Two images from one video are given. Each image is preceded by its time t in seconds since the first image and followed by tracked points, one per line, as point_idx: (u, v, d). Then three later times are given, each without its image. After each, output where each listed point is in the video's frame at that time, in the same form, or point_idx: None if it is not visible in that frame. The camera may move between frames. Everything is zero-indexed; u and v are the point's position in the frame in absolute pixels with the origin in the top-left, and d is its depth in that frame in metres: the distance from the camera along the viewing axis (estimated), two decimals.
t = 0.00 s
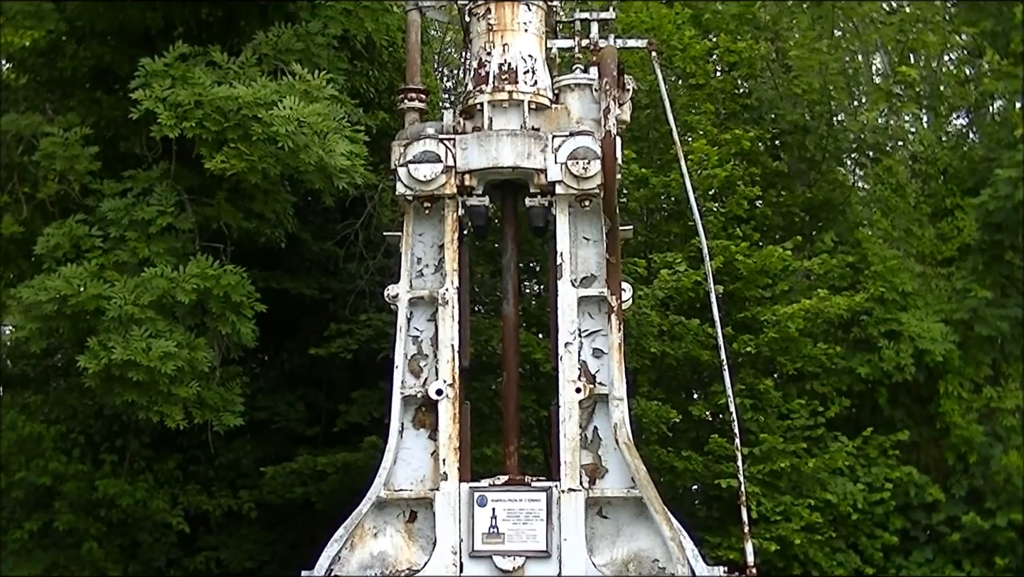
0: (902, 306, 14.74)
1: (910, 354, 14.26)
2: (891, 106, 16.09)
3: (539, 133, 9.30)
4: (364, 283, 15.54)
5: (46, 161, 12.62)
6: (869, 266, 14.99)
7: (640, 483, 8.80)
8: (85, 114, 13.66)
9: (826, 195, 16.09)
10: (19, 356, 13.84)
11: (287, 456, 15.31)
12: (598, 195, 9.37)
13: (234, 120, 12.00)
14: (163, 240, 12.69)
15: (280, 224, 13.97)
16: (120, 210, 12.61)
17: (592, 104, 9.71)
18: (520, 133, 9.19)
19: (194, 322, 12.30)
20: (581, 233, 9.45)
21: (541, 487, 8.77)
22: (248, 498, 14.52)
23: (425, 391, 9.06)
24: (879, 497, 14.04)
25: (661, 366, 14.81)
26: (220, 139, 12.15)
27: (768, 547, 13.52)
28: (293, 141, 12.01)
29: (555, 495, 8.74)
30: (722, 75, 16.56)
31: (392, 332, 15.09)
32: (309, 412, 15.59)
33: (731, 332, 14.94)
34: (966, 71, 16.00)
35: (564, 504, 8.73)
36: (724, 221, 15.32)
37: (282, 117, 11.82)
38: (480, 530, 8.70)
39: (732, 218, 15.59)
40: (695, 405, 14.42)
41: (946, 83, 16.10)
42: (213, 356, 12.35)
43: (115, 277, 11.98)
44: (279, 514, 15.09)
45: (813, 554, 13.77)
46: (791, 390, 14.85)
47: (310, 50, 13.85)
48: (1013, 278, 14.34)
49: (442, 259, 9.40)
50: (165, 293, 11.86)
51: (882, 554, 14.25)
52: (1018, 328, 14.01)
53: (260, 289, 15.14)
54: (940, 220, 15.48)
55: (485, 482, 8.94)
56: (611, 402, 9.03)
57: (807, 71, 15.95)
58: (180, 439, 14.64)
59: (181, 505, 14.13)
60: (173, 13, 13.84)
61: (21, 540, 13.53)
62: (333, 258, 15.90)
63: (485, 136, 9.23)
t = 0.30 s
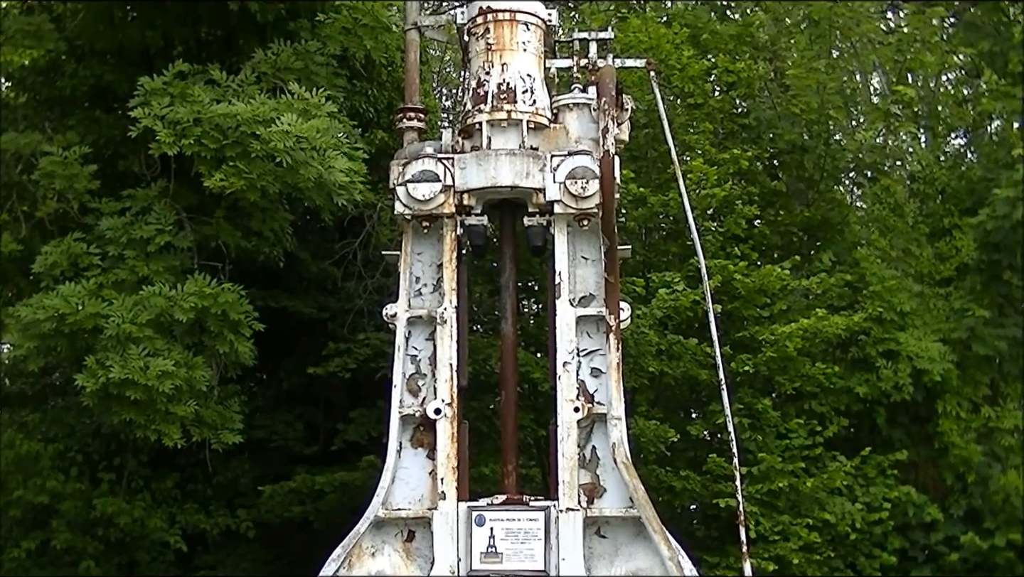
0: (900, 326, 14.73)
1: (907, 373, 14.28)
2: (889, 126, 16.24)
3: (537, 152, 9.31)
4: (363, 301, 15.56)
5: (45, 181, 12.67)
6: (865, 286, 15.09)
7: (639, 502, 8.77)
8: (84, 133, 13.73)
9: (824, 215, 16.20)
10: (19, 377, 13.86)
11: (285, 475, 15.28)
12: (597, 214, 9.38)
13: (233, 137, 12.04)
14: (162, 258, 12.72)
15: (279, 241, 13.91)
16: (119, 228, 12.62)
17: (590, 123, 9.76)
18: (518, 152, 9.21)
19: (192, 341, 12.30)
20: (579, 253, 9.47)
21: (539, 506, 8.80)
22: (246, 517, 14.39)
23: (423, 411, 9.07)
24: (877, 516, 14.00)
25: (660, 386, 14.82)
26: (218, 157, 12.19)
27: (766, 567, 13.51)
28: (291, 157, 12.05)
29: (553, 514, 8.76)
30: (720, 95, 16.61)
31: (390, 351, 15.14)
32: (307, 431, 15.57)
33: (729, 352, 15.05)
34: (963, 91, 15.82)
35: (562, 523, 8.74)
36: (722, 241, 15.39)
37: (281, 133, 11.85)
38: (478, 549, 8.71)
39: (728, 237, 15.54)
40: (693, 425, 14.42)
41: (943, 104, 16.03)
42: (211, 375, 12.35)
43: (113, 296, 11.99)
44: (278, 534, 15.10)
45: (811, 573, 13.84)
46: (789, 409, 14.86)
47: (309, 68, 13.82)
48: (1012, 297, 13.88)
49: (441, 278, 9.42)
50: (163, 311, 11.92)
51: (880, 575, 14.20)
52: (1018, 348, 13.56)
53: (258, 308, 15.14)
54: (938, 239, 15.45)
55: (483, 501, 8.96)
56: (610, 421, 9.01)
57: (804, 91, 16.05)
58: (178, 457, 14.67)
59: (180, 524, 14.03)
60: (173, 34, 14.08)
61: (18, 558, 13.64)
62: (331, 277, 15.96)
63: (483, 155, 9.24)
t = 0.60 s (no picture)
0: (901, 341, 14.66)
1: (907, 389, 14.19)
2: (890, 140, 16.18)
3: (538, 166, 9.32)
4: (363, 314, 15.54)
5: (46, 192, 12.71)
6: (867, 300, 14.98)
7: (638, 517, 8.79)
8: (85, 145, 13.76)
9: (825, 229, 16.20)
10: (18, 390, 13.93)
11: (285, 487, 15.27)
12: (597, 228, 9.39)
13: (233, 149, 12.07)
14: (162, 270, 12.73)
15: (279, 254, 14.06)
16: (119, 240, 12.63)
17: (590, 137, 9.77)
18: (519, 166, 9.22)
19: (192, 353, 12.32)
20: (579, 267, 9.49)
21: (538, 520, 8.79)
22: (245, 529, 14.42)
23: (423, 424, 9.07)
24: (877, 531, 13.98)
25: (660, 400, 14.88)
26: (218, 168, 12.19)
27: None
28: (291, 169, 12.09)
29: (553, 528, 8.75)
30: (721, 109, 16.66)
31: (391, 364, 15.12)
32: (307, 444, 15.57)
33: (729, 366, 15.09)
34: (964, 106, 15.92)
35: (562, 537, 8.73)
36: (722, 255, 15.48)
37: (281, 145, 11.90)
38: (477, 563, 8.69)
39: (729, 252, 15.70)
40: (693, 439, 14.43)
41: (944, 118, 15.90)
42: (211, 387, 12.35)
43: (113, 308, 11.99)
44: (277, 547, 15.07)
45: None
46: (789, 425, 14.79)
47: (310, 81, 13.87)
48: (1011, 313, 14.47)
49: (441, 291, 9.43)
50: (162, 323, 11.90)
51: None
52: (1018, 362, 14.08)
53: (258, 321, 15.16)
54: (938, 253, 15.44)
55: (483, 514, 8.95)
56: (609, 435, 9.01)
57: (805, 105, 15.98)
58: (178, 470, 14.64)
59: (179, 536, 14.07)
60: (174, 47, 14.26)
61: (16, 570, 13.57)
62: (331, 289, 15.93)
63: (483, 169, 9.25)
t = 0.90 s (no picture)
0: (906, 351, 14.56)
1: (913, 400, 14.13)
2: (895, 150, 16.14)
3: (543, 176, 9.32)
4: (368, 323, 15.58)
5: (52, 200, 12.66)
6: (871, 312, 15.08)
7: (643, 527, 8.78)
8: (91, 154, 13.79)
9: (830, 240, 16.15)
10: (23, 398, 13.95)
11: (289, 497, 15.33)
12: (603, 238, 9.39)
13: (238, 159, 12.09)
14: (167, 279, 12.76)
15: (285, 263, 14.09)
16: (125, 249, 12.65)
17: (596, 147, 9.76)
18: (525, 175, 9.22)
19: (197, 362, 12.34)
20: (585, 276, 9.49)
21: (543, 530, 8.77)
22: (249, 539, 14.44)
23: (428, 433, 9.07)
24: (882, 542, 13.94)
25: (665, 411, 14.84)
26: (223, 178, 12.24)
27: None
28: (295, 179, 12.06)
29: (558, 538, 8.73)
30: (726, 119, 16.63)
31: (396, 374, 15.10)
32: (311, 453, 15.58)
33: (735, 376, 15.01)
34: (970, 117, 15.87)
35: (566, 547, 8.71)
36: (727, 265, 15.48)
37: (286, 156, 11.90)
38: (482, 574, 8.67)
39: (735, 262, 15.64)
40: (698, 449, 14.39)
41: (949, 128, 15.82)
42: (216, 396, 12.36)
43: (119, 316, 12.02)
44: (281, 556, 15.05)
45: None
46: (794, 435, 14.78)
47: (316, 91, 13.88)
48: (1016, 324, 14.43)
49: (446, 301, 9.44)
50: (168, 332, 11.89)
51: None
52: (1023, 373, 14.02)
53: (263, 330, 15.17)
54: (944, 264, 15.26)
55: (487, 524, 8.94)
56: (614, 445, 9.01)
57: (811, 116, 16.07)
58: (182, 478, 14.60)
59: (183, 545, 14.11)
60: (180, 57, 14.19)
61: None
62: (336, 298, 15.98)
63: (489, 178, 9.25)
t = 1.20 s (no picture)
0: (911, 358, 14.55)
1: (918, 406, 14.10)
2: (900, 157, 16.13)
3: (548, 184, 9.34)
4: (373, 332, 15.60)
5: (57, 208, 12.69)
6: (877, 318, 14.89)
7: (648, 535, 8.76)
8: (95, 163, 13.82)
9: (834, 247, 16.16)
10: (29, 407, 13.85)
11: (294, 506, 15.24)
12: (607, 245, 9.38)
13: (242, 168, 12.11)
14: (172, 288, 12.79)
15: (290, 272, 14.06)
16: (130, 258, 12.68)
17: (600, 154, 9.84)
18: (529, 183, 9.22)
19: (202, 371, 12.35)
20: (589, 284, 9.49)
21: (548, 538, 8.78)
22: (255, 547, 14.45)
23: (433, 441, 9.07)
24: (889, 549, 13.84)
25: (670, 418, 14.79)
26: (227, 188, 12.27)
27: None
28: (300, 190, 12.07)
29: (563, 546, 8.73)
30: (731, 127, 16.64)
31: (400, 382, 15.17)
32: (316, 461, 15.59)
33: (739, 383, 15.07)
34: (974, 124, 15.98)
35: (572, 555, 8.69)
36: (732, 272, 15.49)
37: (290, 166, 11.87)
38: None
39: (740, 270, 15.65)
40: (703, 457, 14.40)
41: (954, 135, 15.94)
42: (221, 406, 12.36)
43: (124, 325, 12.00)
44: (286, 565, 15.02)
45: None
46: (799, 442, 14.82)
47: (320, 100, 13.92)
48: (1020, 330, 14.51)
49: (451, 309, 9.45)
50: (173, 341, 11.92)
51: None
52: None
53: (268, 338, 15.18)
54: (948, 272, 15.25)
55: (493, 533, 8.97)
56: (619, 453, 9.00)
57: (816, 122, 15.97)
58: (188, 487, 14.58)
59: (188, 554, 14.09)
60: (184, 66, 14.28)
61: None
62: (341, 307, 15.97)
63: (493, 187, 9.26)
